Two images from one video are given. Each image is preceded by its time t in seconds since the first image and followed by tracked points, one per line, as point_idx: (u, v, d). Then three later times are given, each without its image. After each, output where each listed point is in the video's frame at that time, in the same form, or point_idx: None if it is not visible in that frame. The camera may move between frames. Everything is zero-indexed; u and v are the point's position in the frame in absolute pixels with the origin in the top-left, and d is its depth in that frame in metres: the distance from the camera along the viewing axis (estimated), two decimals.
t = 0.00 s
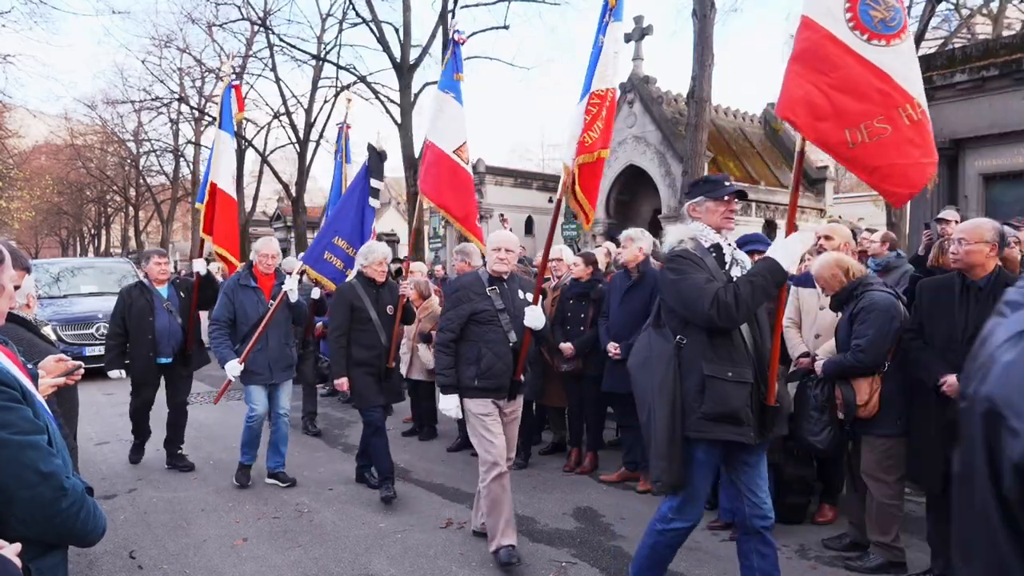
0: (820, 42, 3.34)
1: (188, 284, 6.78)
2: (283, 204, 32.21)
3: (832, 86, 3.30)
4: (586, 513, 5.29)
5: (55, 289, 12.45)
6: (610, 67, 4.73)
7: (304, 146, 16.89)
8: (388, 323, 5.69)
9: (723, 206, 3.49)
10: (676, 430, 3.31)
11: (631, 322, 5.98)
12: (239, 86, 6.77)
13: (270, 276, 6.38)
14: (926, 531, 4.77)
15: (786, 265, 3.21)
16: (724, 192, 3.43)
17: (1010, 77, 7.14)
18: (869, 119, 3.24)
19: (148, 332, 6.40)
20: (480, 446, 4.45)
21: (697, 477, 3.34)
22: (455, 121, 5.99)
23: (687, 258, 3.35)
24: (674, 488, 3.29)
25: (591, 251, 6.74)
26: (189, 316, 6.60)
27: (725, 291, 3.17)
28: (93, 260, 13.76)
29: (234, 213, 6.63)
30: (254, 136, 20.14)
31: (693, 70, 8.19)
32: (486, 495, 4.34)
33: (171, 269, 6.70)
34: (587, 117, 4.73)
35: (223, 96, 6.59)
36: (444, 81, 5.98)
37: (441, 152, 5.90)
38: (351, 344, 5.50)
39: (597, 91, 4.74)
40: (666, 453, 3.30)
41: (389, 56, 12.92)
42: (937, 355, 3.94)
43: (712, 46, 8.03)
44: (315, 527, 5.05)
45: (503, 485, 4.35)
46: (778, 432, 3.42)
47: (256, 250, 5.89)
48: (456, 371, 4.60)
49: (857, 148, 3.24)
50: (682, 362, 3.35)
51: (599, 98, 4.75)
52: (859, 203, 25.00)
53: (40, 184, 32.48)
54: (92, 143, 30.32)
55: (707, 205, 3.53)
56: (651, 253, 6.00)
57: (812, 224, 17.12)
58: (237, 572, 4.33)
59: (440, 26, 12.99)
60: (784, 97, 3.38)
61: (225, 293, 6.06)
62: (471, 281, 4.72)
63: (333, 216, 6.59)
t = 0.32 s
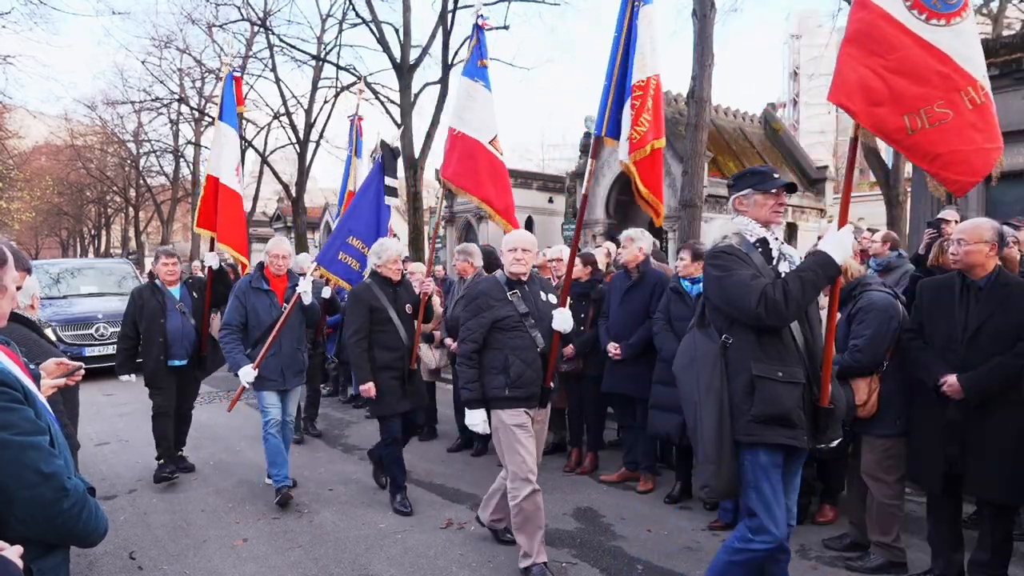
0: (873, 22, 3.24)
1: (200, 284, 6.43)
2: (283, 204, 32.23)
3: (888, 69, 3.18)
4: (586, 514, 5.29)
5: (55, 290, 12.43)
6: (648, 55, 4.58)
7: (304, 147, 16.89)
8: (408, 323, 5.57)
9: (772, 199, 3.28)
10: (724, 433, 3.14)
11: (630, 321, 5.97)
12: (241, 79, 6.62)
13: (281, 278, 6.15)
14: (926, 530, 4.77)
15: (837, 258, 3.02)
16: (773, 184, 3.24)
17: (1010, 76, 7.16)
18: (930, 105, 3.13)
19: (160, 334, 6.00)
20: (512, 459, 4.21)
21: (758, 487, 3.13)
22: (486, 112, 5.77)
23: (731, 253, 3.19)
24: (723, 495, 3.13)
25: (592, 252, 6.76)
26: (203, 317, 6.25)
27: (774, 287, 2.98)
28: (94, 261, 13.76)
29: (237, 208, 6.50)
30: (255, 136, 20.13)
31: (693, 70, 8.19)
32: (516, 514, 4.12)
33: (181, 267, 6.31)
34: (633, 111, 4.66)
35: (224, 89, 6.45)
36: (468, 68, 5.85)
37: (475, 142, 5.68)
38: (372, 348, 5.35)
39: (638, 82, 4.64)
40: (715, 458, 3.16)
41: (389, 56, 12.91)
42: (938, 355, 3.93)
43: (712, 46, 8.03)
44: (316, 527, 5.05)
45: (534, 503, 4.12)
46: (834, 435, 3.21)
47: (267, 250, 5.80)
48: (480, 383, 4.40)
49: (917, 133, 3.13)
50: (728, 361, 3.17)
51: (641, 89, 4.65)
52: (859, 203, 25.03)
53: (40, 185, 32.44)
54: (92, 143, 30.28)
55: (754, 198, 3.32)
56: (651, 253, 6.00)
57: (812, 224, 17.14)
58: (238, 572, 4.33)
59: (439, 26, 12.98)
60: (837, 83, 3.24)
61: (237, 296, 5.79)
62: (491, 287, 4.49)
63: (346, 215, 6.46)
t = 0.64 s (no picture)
0: (928, 16, 3.18)
1: (207, 287, 6.36)
2: (282, 204, 32.21)
3: (942, 64, 3.10)
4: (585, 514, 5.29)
5: (55, 291, 12.43)
6: (695, 23, 4.24)
7: (304, 147, 16.88)
8: (425, 325, 5.43)
9: (818, 198, 3.18)
10: (761, 444, 3.09)
11: (630, 322, 5.96)
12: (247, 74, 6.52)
13: (289, 277, 5.91)
14: (925, 531, 4.77)
15: (884, 262, 2.97)
16: (819, 182, 3.14)
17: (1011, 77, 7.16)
18: (985, 106, 3.01)
19: (169, 339, 5.91)
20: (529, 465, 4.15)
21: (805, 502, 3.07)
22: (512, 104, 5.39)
23: (772, 256, 3.10)
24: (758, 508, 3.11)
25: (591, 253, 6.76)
26: (212, 319, 6.14)
27: (820, 295, 2.92)
28: (94, 261, 13.76)
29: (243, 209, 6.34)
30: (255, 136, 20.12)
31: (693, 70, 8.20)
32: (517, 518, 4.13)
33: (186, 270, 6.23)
34: (694, 84, 4.26)
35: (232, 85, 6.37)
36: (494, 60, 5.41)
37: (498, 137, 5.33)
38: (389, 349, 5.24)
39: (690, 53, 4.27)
40: (751, 472, 3.11)
41: (390, 57, 12.89)
42: (937, 356, 3.92)
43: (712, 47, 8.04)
44: (316, 528, 5.05)
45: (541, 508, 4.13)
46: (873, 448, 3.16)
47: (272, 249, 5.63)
48: (504, 382, 4.27)
49: (970, 135, 3.01)
50: (766, 370, 3.10)
51: (697, 59, 4.24)
52: (859, 204, 25.02)
53: (40, 187, 32.37)
54: (92, 144, 30.25)
55: (798, 197, 3.24)
56: (651, 254, 5.98)
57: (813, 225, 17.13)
58: (237, 573, 4.33)
59: (440, 27, 12.99)
60: (888, 77, 3.18)
61: (243, 298, 5.58)
62: (517, 282, 4.33)
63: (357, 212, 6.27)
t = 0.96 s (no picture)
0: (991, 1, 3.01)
1: (215, 284, 6.21)
2: (282, 205, 32.19)
3: (1003, 54, 2.95)
4: (585, 514, 5.28)
5: (54, 291, 12.43)
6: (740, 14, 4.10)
7: (304, 147, 16.88)
8: (451, 329, 5.28)
9: (864, 195, 3.08)
10: (818, 462, 2.91)
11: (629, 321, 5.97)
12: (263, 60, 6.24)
13: (302, 276, 5.73)
14: (926, 531, 4.77)
15: (947, 261, 2.82)
16: (865, 176, 3.04)
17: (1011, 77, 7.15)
18: None
19: (172, 338, 5.82)
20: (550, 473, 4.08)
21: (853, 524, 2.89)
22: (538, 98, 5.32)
23: (823, 257, 2.93)
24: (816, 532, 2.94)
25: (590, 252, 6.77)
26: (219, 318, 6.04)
27: (883, 297, 2.75)
28: (94, 261, 13.76)
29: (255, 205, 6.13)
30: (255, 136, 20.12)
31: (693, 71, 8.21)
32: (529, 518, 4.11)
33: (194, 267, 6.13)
34: (725, 79, 4.14)
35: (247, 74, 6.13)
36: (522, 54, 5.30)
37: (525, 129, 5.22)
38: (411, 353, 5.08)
39: (728, 46, 4.13)
40: (807, 492, 2.92)
41: (389, 57, 12.90)
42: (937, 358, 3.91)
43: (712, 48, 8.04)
44: (315, 528, 5.05)
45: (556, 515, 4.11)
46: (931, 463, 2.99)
47: (285, 245, 5.49)
48: (538, 388, 4.14)
49: None
50: (819, 380, 2.93)
51: (734, 53, 4.12)
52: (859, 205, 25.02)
53: (39, 186, 32.36)
54: (92, 144, 30.24)
55: (843, 193, 3.12)
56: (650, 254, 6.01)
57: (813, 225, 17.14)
58: (236, 573, 4.33)
59: (440, 27, 13.00)
60: (946, 63, 3.01)
61: (253, 297, 5.45)
62: (554, 284, 4.20)
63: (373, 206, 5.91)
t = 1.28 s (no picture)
0: None
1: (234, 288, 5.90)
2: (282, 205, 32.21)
3: None
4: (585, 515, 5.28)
5: (54, 291, 12.41)
6: None
7: (304, 148, 16.89)
8: (477, 327, 5.06)
9: (910, 186, 2.76)
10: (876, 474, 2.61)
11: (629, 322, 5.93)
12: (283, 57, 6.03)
13: (326, 278, 5.46)
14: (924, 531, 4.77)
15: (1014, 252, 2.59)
16: (912, 167, 2.73)
17: (1010, 77, 7.13)
18: None
19: (187, 343, 5.56)
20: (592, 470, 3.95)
21: (904, 542, 2.61)
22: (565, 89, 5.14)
23: (873, 252, 2.66)
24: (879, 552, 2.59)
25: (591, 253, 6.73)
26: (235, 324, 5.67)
27: (947, 292, 2.49)
28: (93, 261, 13.75)
29: (270, 201, 5.76)
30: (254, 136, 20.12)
31: (693, 71, 8.21)
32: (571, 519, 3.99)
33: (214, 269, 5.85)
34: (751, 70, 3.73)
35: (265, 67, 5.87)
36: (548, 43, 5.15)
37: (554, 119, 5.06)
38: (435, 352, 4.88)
39: (762, 34, 3.72)
40: (867, 508, 2.59)
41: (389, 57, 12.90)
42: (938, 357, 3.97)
43: (712, 48, 8.05)
44: (315, 528, 5.05)
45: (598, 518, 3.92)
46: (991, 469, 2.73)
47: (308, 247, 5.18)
48: (579, 385, 4.08)
49: None
50: (873, 385, 2.64)
51: (765, 42, 3.72)
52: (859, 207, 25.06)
53: (39, 186, 32.34)
54: (92, 144, 30.26)
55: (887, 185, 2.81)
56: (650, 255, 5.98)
57: (812, 225, 17.20)
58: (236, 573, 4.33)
59: (440, 27, 13.01)
60: None
61: (276, 300, 5.20)
62: (594, 280, 4.12)
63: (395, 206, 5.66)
